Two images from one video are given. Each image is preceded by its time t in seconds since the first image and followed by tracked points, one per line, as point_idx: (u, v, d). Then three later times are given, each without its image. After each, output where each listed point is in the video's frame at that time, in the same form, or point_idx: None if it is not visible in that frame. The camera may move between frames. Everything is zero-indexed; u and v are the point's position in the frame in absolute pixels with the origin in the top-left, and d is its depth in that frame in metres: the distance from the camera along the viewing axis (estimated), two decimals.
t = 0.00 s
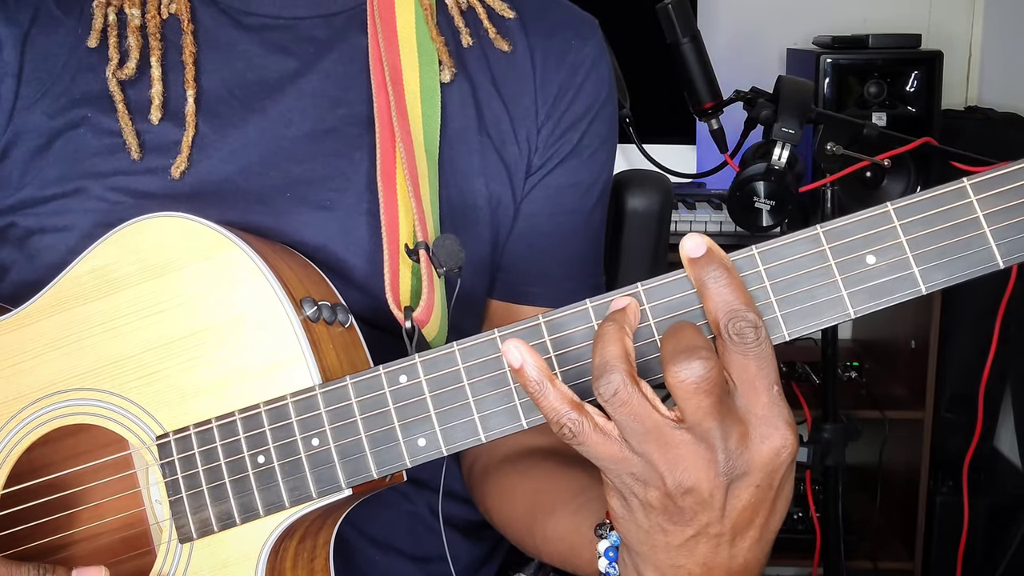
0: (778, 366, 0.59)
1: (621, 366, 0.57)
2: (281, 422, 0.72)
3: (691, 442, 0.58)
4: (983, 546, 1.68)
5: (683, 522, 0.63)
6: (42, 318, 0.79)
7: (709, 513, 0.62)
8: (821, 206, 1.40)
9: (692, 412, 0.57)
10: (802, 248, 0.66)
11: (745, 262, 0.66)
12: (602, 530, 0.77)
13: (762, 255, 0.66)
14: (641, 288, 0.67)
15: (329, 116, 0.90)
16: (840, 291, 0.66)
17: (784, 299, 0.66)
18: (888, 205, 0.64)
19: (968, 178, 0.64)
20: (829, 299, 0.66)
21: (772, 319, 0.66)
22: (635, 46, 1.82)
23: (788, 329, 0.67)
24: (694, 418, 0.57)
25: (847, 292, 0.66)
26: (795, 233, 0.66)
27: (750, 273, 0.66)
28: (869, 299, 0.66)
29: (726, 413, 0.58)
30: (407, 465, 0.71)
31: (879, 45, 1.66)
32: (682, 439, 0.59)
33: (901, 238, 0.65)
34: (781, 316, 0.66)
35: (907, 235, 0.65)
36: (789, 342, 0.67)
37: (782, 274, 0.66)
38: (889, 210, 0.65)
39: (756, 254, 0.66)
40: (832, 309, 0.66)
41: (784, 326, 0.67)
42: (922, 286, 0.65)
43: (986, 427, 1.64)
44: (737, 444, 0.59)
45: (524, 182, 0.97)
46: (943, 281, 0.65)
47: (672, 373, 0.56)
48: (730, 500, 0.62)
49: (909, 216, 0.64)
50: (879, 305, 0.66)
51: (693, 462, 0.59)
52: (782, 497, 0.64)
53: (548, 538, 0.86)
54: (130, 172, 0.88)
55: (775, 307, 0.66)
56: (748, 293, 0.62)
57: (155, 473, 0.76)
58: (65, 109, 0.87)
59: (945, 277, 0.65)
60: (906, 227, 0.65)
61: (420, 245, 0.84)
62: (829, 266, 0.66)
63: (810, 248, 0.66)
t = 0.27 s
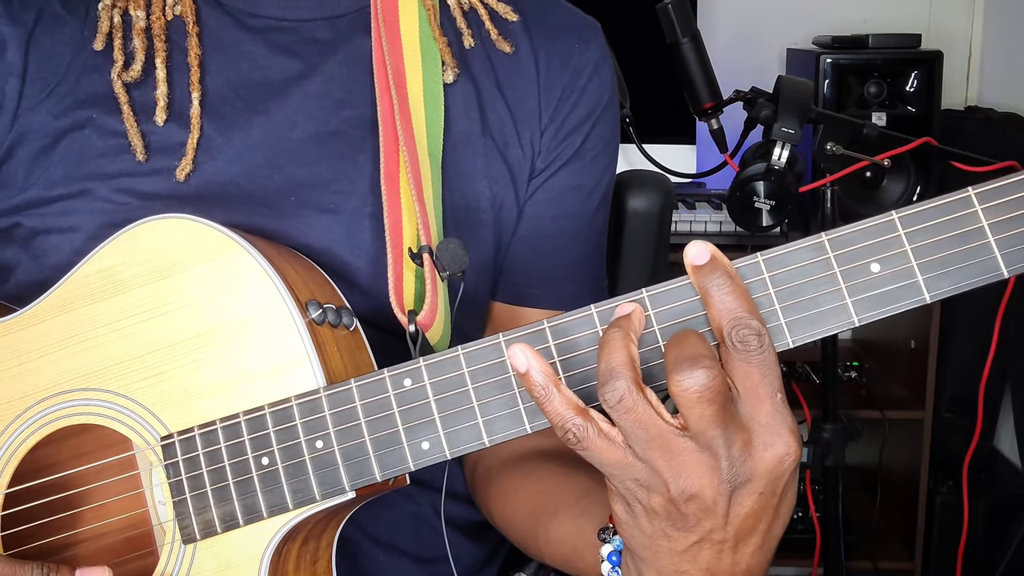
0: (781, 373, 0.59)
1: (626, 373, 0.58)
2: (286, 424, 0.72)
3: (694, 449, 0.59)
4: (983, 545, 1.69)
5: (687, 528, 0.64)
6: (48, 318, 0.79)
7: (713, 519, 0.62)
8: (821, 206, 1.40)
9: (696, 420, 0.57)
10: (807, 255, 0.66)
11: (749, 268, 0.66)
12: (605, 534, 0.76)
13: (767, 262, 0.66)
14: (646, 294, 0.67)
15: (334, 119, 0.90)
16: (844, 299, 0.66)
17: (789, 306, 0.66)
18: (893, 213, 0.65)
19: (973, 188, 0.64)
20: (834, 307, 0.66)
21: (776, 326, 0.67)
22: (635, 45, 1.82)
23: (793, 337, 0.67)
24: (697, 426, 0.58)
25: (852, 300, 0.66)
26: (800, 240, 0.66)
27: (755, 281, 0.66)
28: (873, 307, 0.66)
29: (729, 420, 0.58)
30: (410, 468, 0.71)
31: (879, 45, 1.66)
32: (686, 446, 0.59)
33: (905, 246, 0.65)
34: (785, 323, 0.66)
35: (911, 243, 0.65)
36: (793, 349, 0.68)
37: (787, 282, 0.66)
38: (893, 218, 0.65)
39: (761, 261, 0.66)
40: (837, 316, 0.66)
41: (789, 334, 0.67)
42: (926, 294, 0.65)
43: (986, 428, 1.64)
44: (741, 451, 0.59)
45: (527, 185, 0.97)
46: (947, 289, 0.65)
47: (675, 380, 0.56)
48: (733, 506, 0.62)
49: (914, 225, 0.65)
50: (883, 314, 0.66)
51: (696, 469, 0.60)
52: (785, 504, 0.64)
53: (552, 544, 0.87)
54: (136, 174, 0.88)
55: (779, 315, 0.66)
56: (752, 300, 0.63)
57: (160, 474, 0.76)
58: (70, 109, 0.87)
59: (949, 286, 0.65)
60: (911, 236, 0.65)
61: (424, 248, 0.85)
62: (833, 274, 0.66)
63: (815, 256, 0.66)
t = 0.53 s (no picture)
0: (785, 381, 0.60)
1: (632, 380, 0.58)
2: (291, 426, 0.72)
3: (698, 456, 0.59)
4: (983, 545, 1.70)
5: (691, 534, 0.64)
6: (53, 318, 0.80)
7: (716, 525, 0.63)
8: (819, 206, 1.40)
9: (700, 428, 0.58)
10: (812, 263, 0.66)
11: (755, 274, 0.66)
12: (609, 537, 0.77)
13: (772, 268, 0.66)
14: (651, 299, 0.67)
15: (339, 120, 0.91)
16: (849, 307, 0.66)
17: (794, 313, 0.67)
18: (899, 221, 0.65)
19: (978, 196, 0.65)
20: (839, 314, 0.66)
21: (780, 332, 0.67)
22: (635, 45, 1.82)
23: (797, 343, 0.67)
24: (701, 434, 0.58)
25: (856, 307, 0.66)
26: (803, 248, 0.66)
27: (761, 287, 0.66)
28: (877, 314, 0.66)
29: (733, 427, 0.59)
30: (414, 471, 0.71)
31: (879, 44, 1.66)
32: (689, 453, 0.59)
33: (910, 254, 0.65)
34: (790, 330, 0.66)
35: (917, 251, 0.65)
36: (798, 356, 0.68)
37: (792, 288, 0.66)
38: (898, 226, 0.65)
39: (766, 267, 0.66)
40: (841, 323, 0.67)
41: (793, 340, 0.67)
42: (931, 302, 0.66)
43: (985, 427, 1.66)
44: (744, 458, 0.60)
45: (530, 190, 0.98)
46: (951, 297, 0.66)
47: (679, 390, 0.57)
48: (736, 512, 0.62)
49: (919, 233, 0.65)
50: (887, 321, 0.66)
51: (700, 476, 0.60)
52: (788, 509, 0.65)
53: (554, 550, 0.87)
54: (142, 174, 0.89)
55: (784, 321, 0.67)
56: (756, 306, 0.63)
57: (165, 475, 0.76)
58: (76, 109, 0.87)
59: (953, 293, 0.66)
60: (916, 243, 0.65)
61: (429, 253, 0.85)
62: (839, 281, 0.66)
63: (820, 263, 0.66)
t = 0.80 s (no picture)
0: (793, 386, 0.60)
1: (643, 386, 0.58)
2: (298, 427, 0.72)
3: (708, 464, 0.59)
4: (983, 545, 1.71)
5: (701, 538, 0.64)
6: (59, 317, 0.80)
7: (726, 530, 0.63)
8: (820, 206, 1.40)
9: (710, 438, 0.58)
10: (822, 267, 0.66)
11: (764, 279, 0.66)
12: (619, 538, 0.77)
13: (782, 272, 0.66)
14: (660, 303, 0.67)
15: (344, 118, 0.91)
16: (859, 312, 0.66)
17: (802, 318, 0.66)
18: (909, 226, 0.65)
19: (988, 203, 0.65)
20: (848, 319, 0.66)
21: (790, 337, 0.67)
22: (635, 45, 1.82)
23: (806, 348, 0.67)
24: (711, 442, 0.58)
25: (866, 313, 0.66)
26: (813, 252, 0.66)
27: (770, 291, 0.66)
28: (886, 319, 0.66)
29: (742, 435, 0.59)
30: (422, 473, 0.72)
31: (878, 45, 1.66)
32: (699, 460, 0.59)
33: (920, 260, 0.65)
34: (799, 334, 0.66)
35: (925, 257, 0.65)
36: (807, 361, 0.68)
37: (802, 292, 0.66)
38: (907, 231, 0.65)
39: (775, 271, 0.66)
40: (850, 328, 0.66)
41: (802, 345, 0.67)
42: (940, 308, 0.66)
43: (985, 428, 1.65)
44: (753, 464, 0.60)
45: (536, 189, 0.97)
46: (959, 303, 0.66)
47: (689, 401, 0.57)
48: (745, 517, 0.62)
49: (928, 238, 0.65)
50: (897, 327, 0.66)
51: (710, 482, 0.60)
52: (797, 513, 0.65)
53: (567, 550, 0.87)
54: (146, 171, 0.88)
55: (793, 326, 0.66)
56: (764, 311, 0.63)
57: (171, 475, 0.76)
58: (79, 105, 0.87)
59: (961, 299, 0.66)
60: (925, 249, 0.65)
61: (433, 252, 0.85)
62: (849, 286, 0.66)
63: (830, 268, 0.66)
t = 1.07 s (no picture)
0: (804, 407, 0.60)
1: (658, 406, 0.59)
2: (301, 436, 0.72)
3: (718, 485, 0.60)
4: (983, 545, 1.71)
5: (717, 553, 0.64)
6: (60, 320, 0.79)
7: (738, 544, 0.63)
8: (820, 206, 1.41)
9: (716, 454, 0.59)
10: (833, 282, 0.66)
11: (774, 292, 0.66)
12: (623, 542, 0.77)
13: (792, 286, 0.66)
14: (669, 315, 0.66)
15: (347, 116, 0.90)
16: (870, 328, 0.65)
17: (814, 333, 0.66)
18: (921, 241, 0.64)
19: (1003, 218, 0.63)
20: (860, 334, 0.66)
21: (800, 353, 0.66)
22: (635, 44, 1.82)
23: (817, 363, 0.66)
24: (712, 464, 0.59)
25: (877, 329, 0.65)
26: (825, 265, 0.66)
27: (781, 305, 0.66)
28: (899, 336, 0.65)
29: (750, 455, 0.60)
30: (427, 484, 0.71)
31: (878, 45, 1.64)
32: (710, 479, 0.60)
33: (934, 277, 0.64)
34: (810, 350, 0.66)
35: (940, 273, 0.64)
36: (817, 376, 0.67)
37: (813, 306, 0.66)
38: (921, 247, 0.64)
39: (786, 285, 0.66)
40: (861, 344, 0.66)
41: (813, 361, 0.66)
42: (953, 324, 0.64)
43: (984, 428, 1.67)
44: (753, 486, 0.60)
45: (540, 185, 0.97)
46: (975, 319, 0.64)
47: (699, 420, 0.58)
48: (752, 533, 0.63)
49: (942, 255, 0.64)
50: (910, 344, 0.65)
51: (719, 498, 0.61)
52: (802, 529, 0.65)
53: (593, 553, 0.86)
54: (147, 168, 0.88)
55: (804, 342, 0.66)
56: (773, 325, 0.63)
57: (172, 481, 0.76)
58: (79, 101, 0.86)
59: (976, 316, 0.64)
60: (939, 265, 0.64)
61: (434, 257, 0.85)
62: (860, 301, 0.65)
63: (842, 282, 0.65)
